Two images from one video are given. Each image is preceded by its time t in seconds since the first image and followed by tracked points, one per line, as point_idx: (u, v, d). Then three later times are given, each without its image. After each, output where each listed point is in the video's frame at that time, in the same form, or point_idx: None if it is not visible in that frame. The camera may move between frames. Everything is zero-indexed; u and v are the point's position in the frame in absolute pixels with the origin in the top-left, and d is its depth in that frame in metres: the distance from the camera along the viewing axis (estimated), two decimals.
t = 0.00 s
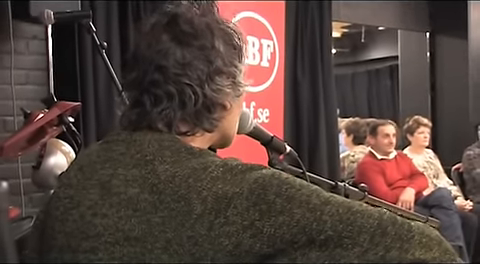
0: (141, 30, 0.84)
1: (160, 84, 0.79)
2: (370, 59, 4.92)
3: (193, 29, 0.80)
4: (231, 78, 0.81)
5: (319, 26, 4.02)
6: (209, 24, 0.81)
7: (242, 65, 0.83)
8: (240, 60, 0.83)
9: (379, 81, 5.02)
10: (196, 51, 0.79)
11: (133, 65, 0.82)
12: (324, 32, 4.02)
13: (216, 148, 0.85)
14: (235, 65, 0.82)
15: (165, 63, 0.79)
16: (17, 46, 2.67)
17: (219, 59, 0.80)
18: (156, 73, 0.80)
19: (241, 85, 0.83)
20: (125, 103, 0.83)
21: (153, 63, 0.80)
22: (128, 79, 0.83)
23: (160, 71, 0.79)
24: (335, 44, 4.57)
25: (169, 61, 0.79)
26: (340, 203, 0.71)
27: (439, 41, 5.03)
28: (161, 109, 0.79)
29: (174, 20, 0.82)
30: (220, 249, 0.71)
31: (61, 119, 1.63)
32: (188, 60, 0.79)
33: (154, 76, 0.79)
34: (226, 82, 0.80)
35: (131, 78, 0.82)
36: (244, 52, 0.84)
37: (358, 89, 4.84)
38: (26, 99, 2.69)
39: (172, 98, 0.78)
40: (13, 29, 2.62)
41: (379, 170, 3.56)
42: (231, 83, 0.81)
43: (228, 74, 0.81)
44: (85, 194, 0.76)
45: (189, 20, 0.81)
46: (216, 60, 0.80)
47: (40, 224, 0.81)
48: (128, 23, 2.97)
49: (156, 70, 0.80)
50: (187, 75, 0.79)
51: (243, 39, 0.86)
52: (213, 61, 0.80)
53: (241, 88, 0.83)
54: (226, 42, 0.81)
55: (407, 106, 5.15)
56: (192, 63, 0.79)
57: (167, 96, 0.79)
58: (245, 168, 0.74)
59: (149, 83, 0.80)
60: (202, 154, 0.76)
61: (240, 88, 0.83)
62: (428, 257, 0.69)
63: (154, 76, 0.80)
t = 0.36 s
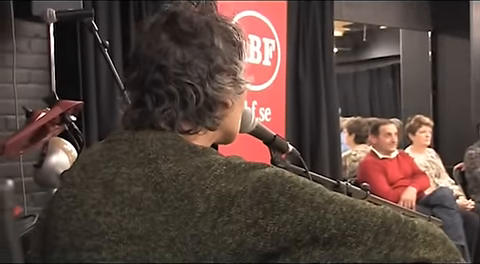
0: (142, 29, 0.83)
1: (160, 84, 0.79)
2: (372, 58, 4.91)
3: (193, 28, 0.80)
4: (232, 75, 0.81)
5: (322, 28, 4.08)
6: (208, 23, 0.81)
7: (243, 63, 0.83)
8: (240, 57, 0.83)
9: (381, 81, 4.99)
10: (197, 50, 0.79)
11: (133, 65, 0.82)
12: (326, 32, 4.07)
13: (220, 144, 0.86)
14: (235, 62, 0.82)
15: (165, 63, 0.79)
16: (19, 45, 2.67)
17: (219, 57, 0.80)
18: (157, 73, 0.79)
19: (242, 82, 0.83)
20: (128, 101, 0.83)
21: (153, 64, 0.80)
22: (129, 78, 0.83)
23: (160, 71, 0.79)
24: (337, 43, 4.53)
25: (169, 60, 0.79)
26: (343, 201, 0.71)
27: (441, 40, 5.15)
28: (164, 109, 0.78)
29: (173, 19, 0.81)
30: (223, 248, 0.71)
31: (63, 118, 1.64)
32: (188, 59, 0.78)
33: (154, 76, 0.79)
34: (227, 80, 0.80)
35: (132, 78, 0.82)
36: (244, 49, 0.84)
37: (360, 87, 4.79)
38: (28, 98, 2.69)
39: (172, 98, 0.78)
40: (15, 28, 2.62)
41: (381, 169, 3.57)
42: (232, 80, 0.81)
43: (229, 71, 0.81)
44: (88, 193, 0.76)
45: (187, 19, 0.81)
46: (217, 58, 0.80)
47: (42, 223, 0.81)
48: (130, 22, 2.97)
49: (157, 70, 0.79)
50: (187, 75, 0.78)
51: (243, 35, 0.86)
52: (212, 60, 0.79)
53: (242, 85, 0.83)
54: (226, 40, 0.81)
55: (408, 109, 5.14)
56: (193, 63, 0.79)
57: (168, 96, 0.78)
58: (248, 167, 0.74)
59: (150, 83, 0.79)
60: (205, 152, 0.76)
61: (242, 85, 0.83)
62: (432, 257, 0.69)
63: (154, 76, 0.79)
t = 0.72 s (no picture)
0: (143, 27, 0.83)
1: (162, 81, 0.79)
2: (372, 58, 5.00)
3: (195, 26, 0.80)
4: (233, 74, 0.81)
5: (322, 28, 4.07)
6: (210, 21, 0.81)
7: (245, 62, 0.83)
8: (242, 56, 0.82)
9: (382, 81, 5.08)
10: (199, 48, 0.79)
11: (134, 63, 0.82)
12: (327, 32, 4.07)
13: (220, 144, 0.85)
14: (236, 61, 0.81)
15: (167, 60, 0.79)
16: (20, 44, 2.67)
17: (221, 55, 0.80)
18: (157, 70, 0.79)
19: (243, 82, 0.82)
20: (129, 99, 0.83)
21: (154, 61, 0.80)
22: (129, 76, 0.83)
23: (162, 68, 0.79)
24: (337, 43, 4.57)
25: (171, 58, 0.78)
26: (344, 202, 0.70)
27: (442, 40, 5.13)
28: (165, 107, 0.78)
29: (175, 17, 0.81)
30: (224, 248, 0.71)
31: (63, 117, 1.62)
32: (190, 57, 0.78)
33: (156, 74, 0.79)
34: (227, 79, 0.80)
35: (133, 76, 0.82)
36: (245, 47, 0.83)
37: (360, 86, 4.87)
38: (28, 97, 2.69)
39: (172, 96, 0.78)
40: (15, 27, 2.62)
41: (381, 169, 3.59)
42: (233, 79, 0.81)
43: (230, 70, 0.80)
44: (89, 192, 0.76)
45: (189, 17, 0.81)
46: (219, 57, 0.79)
47: (43, 223, 0.81)
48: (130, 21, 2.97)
49: (158, 68, 0.79)
50: (188, 73, 0.78)
51: (245, 34, 0.86)
52: (214, 58, 0.79)
53: (244, 84, 0.82)
54: (228, 39, 0.81)
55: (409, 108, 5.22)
56: (194, 62, 0.78)
57: (170, 95, 0.78)
58: (250, 166, 0.74)
59: (151, 80, 0.79)
60: (205, 151, 0.76)
61: (243, 84, 0.82)
62: (434, 258, 0.68)
63: (157, 73, 0.79)
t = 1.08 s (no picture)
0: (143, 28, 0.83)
1: (162, 83, 0.78)
2: (371, 57, 4.95)
3: (195, 27, 0.79)
4: (233, 75, 0.80)
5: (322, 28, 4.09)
6: (211, 21, 0.80)
7: (246, 62, 0.82)
8: (243, 56, 0.82)
9: (380, 80, 5.04)
10: (198, 49, 0.78)
11: (135, 64, 0.81)
12: (325, 31, 4.09)
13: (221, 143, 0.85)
14: (237, 62, 0.80)
15: (167, 61, 0.78)
16: (19, 42, 2.67)
17: (221, 56, 0.79)
18: (157, 69, 0.79)
19: (244, 82, 0.82)
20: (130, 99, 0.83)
21: (155, 62, 0.79)
22: (129, 76, 0.82)
23: (162, 69, 0.78)
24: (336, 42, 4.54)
25: (172, 59, 0.78)
26: (346, 202, 0.70)
27: (440, 40, 5.22)
28: (165, 108, 0.78)
29: (175, 18, 0.81)
30: (225, 248, 0.70)
31: (62, 116, 1.62)
32: (190, 58, 0.78)
33: (157, 75, 0.79)
34: (227, 79, 0.79)
35: (135, 76, 0.81)
36: (247, 48, 0.83)
37: (359, 85, 4.81)
38: (27, 95, 2.68)
39: (176, 98, 0.78)
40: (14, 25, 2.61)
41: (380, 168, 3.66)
42: (233, 80, 0.80)
43: (231, 71, 0.80)
44: (89, 193, 0.75)
45: (190, 17, 0.80)
46: (218, 57, 0.79)
47: (40, 223, 0.80)
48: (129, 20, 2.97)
49: (160, 68, 0.79)
50: (187, 73, 0.78)
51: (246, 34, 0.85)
52: (213, 59, 0.79)
53: (243, 84, 0.82)
54: (228, 39, 0.80)
55: (407, 108, 5.23)
56: (194, 64, 0.78)
57: (171, 95, 0.78)
58: (251, 166, 0.73)
59: (152, 82, 0.79)
60: (206, 151, 0.75)
61: (243, 84, 0.81)
62: (436, 258, 0.68)
63: (157, 75, 0.79)
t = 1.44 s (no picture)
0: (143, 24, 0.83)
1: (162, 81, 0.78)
2: (367, 57, 5.53)
3: (193, 24, 0.79)
4: (232, 70, 0.80)
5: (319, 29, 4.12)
6: (208, 17, 0.80)
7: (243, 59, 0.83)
8: (240, 52, 0.82)
9: (376, 79, 5.60)
10: (197, 46, 0.78)
11: (132, 63, 0.81)
12: (322, 30, 4.12)
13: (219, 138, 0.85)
14: (235, 57, 0.81)
15: (166, 60, 0.78)
16: (16, 40, 2.67)
17: (220, 53, 0.79)
18: (155, 65, 0.79)
19: (243, 77, 0.82)
20: (129, 97, 0.83)
21: (153, 59, 0.79)
22: (129, 74, 0.82)
23: (162, 68, 0.78)
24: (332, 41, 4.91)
25: (170, 57, 0.78)
26: (346, 200, 0.70)
27: (436, 39, 5.31)
28: (164, 107, 0.78)
29: (172, 15, 0.80)
30: (225, 245, 0.71)
31: (61, 114, 1.62)
32: (189, 56, 0.78)
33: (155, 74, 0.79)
34: (223, 76, 0.79)
35: (131, 76, 0.81)
36: (244, 46, 0.83)
37: (354, 84, 5.18)
38: (24, 93, 2.67)
39: (176, 95, 0.78)
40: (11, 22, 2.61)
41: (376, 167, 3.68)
42: (232, 76, 0.80)
43: (229, 67, 0.80)
44: (89, 190, 0.75)
45: (187, 14, 0.79)
46: (217, 54, 0.79)
47: (39, 221, 0.81)
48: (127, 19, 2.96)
49: (158, 66, 0.79)
50: (184, 70, 0.78)
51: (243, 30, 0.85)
52: (212, 56, 0.79)
53: (240, 80, 0.81)
54: (224, 36, 0.80)
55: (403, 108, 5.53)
56: (192, 61, 0.78)
57: (168, 93, 0.78)
58: (251, 164, 0.73)
59: (150, 80, 0.79)
60: (205, 148, 0.76)
61: (242, 80, 0.82)
62: (436, 257, 0.68)
63: (155, 73, 0.79)
